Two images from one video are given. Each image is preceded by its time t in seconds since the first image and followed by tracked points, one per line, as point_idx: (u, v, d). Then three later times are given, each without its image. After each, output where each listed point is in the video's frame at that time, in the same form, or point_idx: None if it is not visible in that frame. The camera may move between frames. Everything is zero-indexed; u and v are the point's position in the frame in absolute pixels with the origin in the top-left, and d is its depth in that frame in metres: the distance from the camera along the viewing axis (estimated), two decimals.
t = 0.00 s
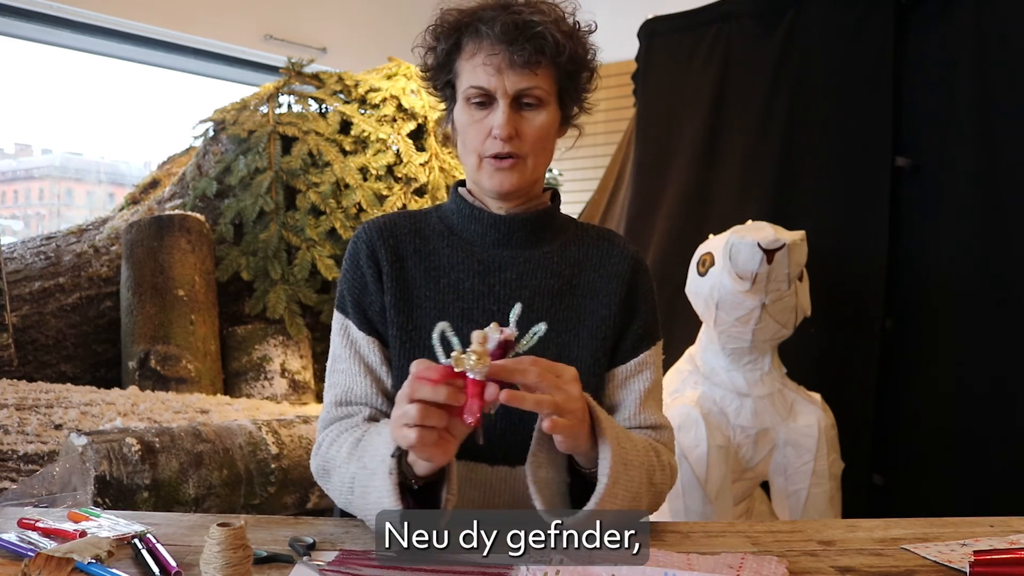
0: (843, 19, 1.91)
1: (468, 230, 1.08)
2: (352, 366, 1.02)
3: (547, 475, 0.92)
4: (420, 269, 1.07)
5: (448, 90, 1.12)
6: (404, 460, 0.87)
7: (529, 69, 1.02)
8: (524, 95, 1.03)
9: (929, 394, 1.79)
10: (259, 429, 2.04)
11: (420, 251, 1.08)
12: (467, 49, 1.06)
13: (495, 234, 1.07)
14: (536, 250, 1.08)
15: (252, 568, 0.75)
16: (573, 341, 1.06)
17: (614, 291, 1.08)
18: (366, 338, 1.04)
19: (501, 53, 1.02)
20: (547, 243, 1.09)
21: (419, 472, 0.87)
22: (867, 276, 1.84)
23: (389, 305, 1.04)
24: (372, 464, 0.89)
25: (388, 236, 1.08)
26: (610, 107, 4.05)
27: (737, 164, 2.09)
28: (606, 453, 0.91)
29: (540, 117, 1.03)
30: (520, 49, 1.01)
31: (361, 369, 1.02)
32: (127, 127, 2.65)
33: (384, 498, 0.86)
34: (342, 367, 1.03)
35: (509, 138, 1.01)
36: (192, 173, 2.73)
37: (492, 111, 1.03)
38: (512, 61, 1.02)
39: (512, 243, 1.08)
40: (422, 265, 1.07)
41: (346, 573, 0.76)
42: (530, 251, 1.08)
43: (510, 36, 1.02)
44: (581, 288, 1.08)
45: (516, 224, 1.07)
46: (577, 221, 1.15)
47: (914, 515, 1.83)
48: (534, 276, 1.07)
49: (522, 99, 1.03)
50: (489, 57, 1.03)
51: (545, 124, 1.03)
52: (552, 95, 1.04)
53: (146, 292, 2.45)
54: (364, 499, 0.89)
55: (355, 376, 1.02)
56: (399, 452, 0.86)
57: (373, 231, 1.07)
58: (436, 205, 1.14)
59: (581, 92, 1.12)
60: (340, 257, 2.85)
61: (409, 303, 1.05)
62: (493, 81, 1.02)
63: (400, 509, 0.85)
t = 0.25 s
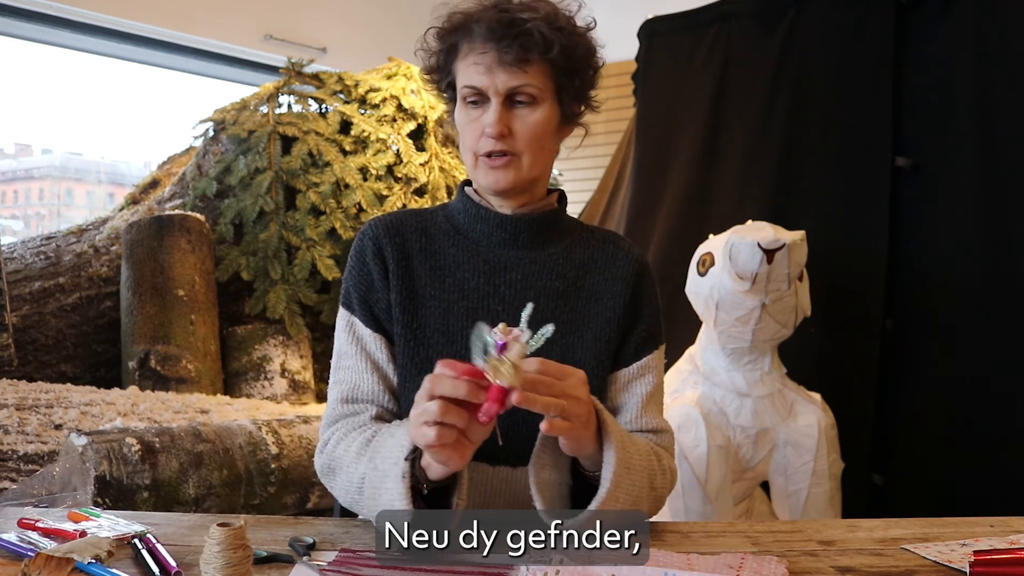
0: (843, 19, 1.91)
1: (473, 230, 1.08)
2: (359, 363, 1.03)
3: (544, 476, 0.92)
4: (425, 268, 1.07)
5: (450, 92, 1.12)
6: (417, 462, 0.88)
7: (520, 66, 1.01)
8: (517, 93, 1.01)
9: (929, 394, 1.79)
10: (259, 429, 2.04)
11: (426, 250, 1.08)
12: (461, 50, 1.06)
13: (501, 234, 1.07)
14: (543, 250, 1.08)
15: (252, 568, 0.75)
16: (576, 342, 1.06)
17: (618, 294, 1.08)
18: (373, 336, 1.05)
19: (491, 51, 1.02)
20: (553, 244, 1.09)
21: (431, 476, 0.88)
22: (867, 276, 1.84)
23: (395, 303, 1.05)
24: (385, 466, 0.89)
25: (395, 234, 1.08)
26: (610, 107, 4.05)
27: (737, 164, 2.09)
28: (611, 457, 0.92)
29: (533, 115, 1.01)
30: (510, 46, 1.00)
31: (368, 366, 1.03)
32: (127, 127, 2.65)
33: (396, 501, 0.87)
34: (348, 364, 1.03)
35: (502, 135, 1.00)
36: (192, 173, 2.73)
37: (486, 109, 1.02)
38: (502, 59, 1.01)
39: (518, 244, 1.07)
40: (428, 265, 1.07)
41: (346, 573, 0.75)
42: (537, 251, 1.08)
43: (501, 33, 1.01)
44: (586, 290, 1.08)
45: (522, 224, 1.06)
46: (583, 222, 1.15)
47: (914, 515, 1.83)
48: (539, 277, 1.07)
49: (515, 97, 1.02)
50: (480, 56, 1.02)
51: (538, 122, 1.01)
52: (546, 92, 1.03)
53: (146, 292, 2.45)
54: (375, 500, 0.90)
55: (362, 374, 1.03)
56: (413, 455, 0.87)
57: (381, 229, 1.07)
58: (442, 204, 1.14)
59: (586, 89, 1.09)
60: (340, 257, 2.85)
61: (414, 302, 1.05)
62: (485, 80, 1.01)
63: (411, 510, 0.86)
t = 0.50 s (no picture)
0: (843, 19, 1.91)
1: (476, 230, 1.08)
2: (361, 362, 1.03)
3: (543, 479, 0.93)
4: (428, 268, 1.07)
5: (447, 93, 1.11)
6: (425, 470, 0.87)
7: (495, 66, 0.98)
8: (497, 92, 0.99)
9: (929, 394, 1.79)
10: (259, 429, 2.05)
11: (429, 249, 1.07)
12: (446, 52, 1.04)
13: (504, 234, 1.07)
14: (546, 251, 1.08)
15: (252, 568, 0.75)
16: (576, 343, 1.06)
17: (620, 297, 1.08)
18: (376, 334, 1.05)
19: (466, 53, 0.99)
20: (556, 245, 1.09)
21: (437, 483, 0.87)
22: (867, 276, 1.84)
23: (397, 303, 1.04)
24: (391, 472, 0.88)
25: (399, 232, 1.08)
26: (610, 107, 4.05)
27: (737, 164, 2.09)
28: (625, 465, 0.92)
29: (513, 115, 0.99)
30: (489, 44, 0.98)
31: (371, 365, 1.04)
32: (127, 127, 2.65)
33: (401, 507, 0.86)
34: (350, 362, 1.04)
35: (480, 136, 0.99)
36: (192, 173, 2.73)
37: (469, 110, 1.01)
38: (477, 59, 0.99)
39: (521, 244, 1.07)
40: (432, 264, 1.07)
41: (346, 573, 0.75)
42: (540, 252, 1.08)
43: (483, 31, 0.99)
44: (589, 292, 1.08)
45: (525, 224, 1.06)
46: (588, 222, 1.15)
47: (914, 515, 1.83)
48: (542, 278, 1.07)
49: (495, 97, 1.00)
50: (457, 59, 1.00)
51: (518, 121, 0.98)
52: (528, 90, 0.99)
53: (146, 292, 2.45)
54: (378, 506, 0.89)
55: (364, 372, 1.03)
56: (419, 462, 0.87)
57: (385, 227, 1.07)
58: (446, 202, 1.14)
59: (592, 88, 1.08)
60: (340, 257, 2.85)
61: (417, 301, 1.05)
62: (464, 81, 1.00)
63: (416, 512, 0.85)
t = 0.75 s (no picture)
0: (843, 19, 1.91)
1: (475, 230, 1.08)
2: (346, 362, 1.03)
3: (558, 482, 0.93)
4: (426, 268, 1.07)
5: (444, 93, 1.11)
6: (397, 460, 0.90)
7: (491, 65, 0.98)
8: (494, 92, 0.99)
9: (929, 394, 1.79)
10: (259, 429, 2.05)
11: (427, 250, 1.07)
12: (443, 52, 1.04)
13: (503, 235, 1.07)
14: (545, 253, 1.08)
15: (252, 568, 0.75)
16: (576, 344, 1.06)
17: (621, 300, 1.08)
18: (365, 336, 1.04)
19: (462, 53, 0.99)
20: (556, 247, 1.09)
21: (408, 470, 0.90)
22: (867, 276, 1.84)
23: (393, 304, 1.04)
24: (365, 462, 0.90)
25: (396, 233, 1.08)
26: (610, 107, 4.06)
27: (737, 164, 2.09)
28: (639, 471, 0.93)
29: (510, 115, 0.99)
30: (484, 43, 0.97)
31: (355, 366, 1.03)
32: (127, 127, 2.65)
33: (374, 497, 0.88)
34: (336, 362, 1.03)
35: (477, 136, 0.99)
36: (192, 173, 2.73)
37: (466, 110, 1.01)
38: (472, 59, 0.98)
39: (519, 245, 1.07)
40: (429, 265, 1.07)
41: (346, 573, 0.75)
42: (538, 253, 1.08)
43: (478, 31, 0.99)
44: (589, 294, 1.08)
45: (524, 225, 1.06)
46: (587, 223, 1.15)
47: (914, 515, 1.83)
48: (540, 280, 1.07)
49: (492, 97, 1.00)
50: (454, 58, 1.00)
51: (515, 121, 0.98)
52: (525, 89, 0.99)
53: (146, 292, 2.45)
54: (354, 496, 0.90)
55: (348, 372, 1.02)
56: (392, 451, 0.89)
57: (381, 227, 1.07)
58: (446, 202, 1.14)
59: (591, 89, 1.08)
60: (340, 257, 2.85)
61: (414, 303, 1.05)
62: (460, 81, 1.00)
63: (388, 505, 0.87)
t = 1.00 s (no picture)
0: (843, 19, 1.91)
1: (474, 231, 1.08)
2: (339, 361, 1.03)
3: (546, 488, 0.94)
4: (424, 269, 1.07)
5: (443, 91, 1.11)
6: (382, 446, 0.91)
7: (491, 66, 0.98)
8: (493, 94, 0.99)
9: (929, 394, 1.79)
10: (259, 429, 2.05)
11: (425, 251, 1.07)
12: (442, 51, 1.04)
13: (502, 236, 1.06)
14: (544, 254, 1.08)
15: (252, 567, 0.75)
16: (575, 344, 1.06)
17: (621, 302, 1.08)
18: (361, 337, 1.05)
19: (462, 53, 0.99)
20: (555, 248, 1.09)
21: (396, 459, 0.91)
22: (868, 276, 1.84)
23: (390, 306, 1.04)
24: (351, 448, 0.92)
25: (393, 233, 1.07)
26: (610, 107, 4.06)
27: (737, 164, 2.09)
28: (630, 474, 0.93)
29: (509, 116, 0.99)
30: (483, 44, 0.97)
31: (349, 365, 1.03)
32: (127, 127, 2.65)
33: (360, 482, 0.90)
34: (330, 360, 1.03)
35: (476, 138, 0.98)
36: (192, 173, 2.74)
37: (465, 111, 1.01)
38: (472, 59, 0.98)
39: (519, 247, 1.07)
40: (427, 265, 1.07)
41: (346, 573, 0.75)
42: (538, 255, 1.08)
43: (477, 31, 0.98)
44: (588, 296, 1.08)
45: (523, 227, 1.06)
46: (587, 224, 1.15)
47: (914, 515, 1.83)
48: (539, 282, 1.07)
49: (491, 98, 0.99)
50: (454, 58, 1.00)
51: (514, 123, 0.98)
52: (524, 90, 0.99)
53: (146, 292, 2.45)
54: (342, 485, 0.92)
55: (340, 370, 1.03)
56: (378, 436, 0.90)
57: (378, 228, 1.07)
58: (444, 202, 1.13)
59: (590, 90, 1.08)
60: (340, 257, 2.85)
61: (411, 305, 1.05)
62: (459, 82, 0.99)
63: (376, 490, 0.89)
